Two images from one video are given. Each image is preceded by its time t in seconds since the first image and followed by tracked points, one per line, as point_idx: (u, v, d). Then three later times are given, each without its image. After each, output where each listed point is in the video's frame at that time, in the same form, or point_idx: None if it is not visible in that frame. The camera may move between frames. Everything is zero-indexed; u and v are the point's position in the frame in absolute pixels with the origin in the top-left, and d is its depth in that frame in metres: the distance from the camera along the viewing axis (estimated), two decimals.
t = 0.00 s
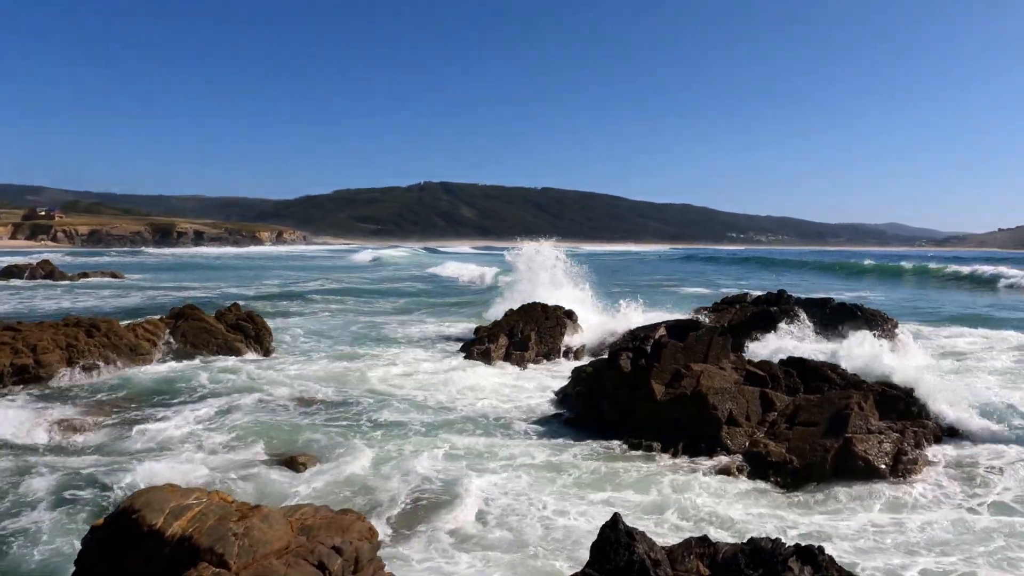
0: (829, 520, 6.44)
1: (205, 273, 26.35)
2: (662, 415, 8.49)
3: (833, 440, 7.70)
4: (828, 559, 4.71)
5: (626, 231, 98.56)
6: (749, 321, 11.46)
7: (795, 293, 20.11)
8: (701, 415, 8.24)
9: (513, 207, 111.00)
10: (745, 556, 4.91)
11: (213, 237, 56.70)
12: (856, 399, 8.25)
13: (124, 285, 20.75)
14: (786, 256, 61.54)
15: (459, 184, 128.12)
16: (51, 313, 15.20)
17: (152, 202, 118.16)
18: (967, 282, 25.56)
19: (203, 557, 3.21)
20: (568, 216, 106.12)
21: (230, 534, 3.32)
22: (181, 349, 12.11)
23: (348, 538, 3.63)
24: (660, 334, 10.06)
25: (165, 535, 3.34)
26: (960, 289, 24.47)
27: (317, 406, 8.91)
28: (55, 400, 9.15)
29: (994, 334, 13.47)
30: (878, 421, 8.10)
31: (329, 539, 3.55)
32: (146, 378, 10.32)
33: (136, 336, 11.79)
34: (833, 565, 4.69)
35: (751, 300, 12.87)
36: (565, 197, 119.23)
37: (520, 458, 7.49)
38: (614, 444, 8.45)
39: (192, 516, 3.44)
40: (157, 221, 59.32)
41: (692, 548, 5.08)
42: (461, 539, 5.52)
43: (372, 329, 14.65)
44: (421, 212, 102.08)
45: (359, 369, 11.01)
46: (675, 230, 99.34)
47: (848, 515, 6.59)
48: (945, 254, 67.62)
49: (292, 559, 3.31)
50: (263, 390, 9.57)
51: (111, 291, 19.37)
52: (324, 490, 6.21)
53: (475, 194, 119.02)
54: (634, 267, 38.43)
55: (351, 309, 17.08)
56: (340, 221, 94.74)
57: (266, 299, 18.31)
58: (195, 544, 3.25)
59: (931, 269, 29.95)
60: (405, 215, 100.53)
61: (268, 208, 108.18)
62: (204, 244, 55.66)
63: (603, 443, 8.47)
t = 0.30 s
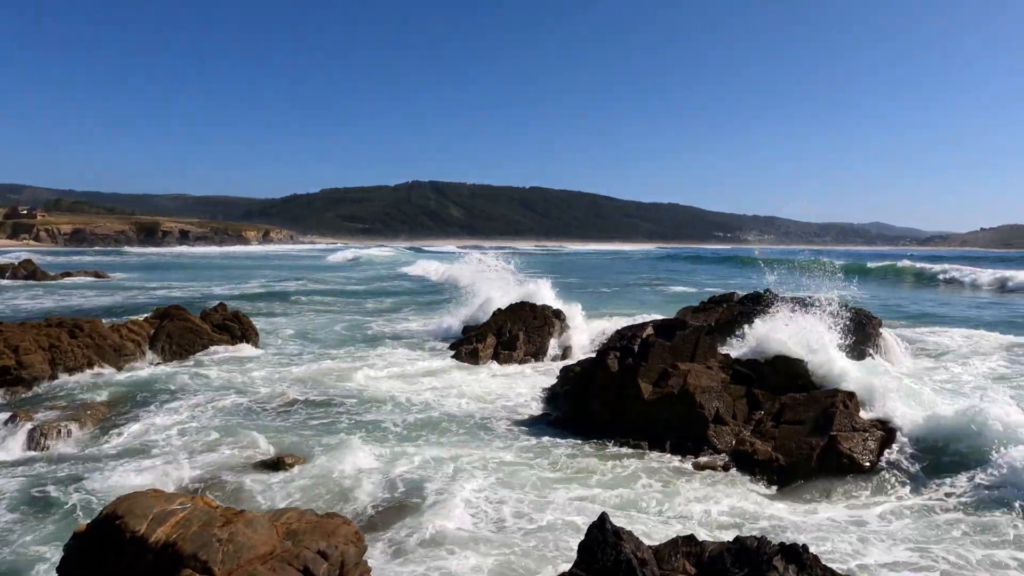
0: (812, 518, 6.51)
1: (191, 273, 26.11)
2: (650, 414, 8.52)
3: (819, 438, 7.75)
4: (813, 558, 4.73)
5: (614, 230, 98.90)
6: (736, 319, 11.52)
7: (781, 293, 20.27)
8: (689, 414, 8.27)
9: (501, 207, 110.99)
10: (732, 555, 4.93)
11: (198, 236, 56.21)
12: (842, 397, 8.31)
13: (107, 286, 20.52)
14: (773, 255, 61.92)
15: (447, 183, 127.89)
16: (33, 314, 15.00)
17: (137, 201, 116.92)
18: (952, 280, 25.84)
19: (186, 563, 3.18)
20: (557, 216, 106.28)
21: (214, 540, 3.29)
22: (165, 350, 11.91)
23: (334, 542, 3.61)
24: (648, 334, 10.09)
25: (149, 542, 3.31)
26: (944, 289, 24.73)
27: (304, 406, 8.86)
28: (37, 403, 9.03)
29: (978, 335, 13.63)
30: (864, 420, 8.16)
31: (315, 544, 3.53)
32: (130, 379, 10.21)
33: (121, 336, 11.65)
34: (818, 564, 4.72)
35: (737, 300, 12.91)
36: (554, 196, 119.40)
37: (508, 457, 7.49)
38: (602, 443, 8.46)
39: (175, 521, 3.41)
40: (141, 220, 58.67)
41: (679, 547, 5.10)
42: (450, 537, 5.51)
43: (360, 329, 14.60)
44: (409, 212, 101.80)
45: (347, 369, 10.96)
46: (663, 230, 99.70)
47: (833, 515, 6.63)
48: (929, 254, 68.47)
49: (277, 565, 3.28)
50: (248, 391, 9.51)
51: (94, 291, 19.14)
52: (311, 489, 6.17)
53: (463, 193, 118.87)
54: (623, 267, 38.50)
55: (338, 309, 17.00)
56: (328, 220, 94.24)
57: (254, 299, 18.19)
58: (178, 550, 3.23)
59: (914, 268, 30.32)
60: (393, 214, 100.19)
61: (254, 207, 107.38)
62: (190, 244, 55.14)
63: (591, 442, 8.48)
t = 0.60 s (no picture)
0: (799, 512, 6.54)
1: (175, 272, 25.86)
2: (637, 414, 8.60)
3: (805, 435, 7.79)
4: (796, 554, 4.77)
5: (601, 228, 99.24)
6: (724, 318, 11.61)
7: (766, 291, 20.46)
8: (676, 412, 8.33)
9: (489, 206, 110.99)
10: (717, 552, 4.97)
11: (183, 235, 55.69)
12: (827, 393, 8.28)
13: (90, 285, 20.26)
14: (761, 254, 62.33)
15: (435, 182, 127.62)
16: (14, 314, 14.79)
17: (121, 199, 115.56)
18: (936, 277, 26.14)
19: (170, 568, 3.16)
20: (545, 215, 106.45)
21: (198, 545, 3.28)
22: (149, 348, 11.78)
23: (319, 545, 3.59)
24: (634, 330, 10.11)
25: (131, 547, 3.29)
26: (929, 287, 25.01)
27: (290, 406, 8.82)
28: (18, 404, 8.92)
29: (961, 334, 13.81)
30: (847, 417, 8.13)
31: (300, 547, 3.52)
32: (113, 380, 10.11)
33: (104, 336, 11.53)
34: (802, 561, 4.75)
35: (723, 298, 12.94)
36: (542, 195, 119.53)
37: (497, 457, 7.49)
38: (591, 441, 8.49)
39: (158, 526, 3.39)
40: (125, 219, 58.01)
41: (665, 546, 5.14)
42: (437, 536, 5.51)
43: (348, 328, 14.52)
44: (397, 211, 101.54)
45: (335, 369, 10.91)
46: (652, 229, 100.04)
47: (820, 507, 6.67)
48: (914, 252, 69.18)
49: (261, 569, 3.27)
50: (234, 391, 9.44)
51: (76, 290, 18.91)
52: (298, 490, 6.15)
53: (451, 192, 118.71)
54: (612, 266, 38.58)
55: (324, 308, 16.92)
56: (315, 219, 93.72)
57: (241, 298, 18.04)
58: (161, 554, 3.21)
59: (896, 267, 30.73)
60: (380, 212, 99.84)
61: (240, 206, 106.53)
62: (174, 243, 54.62)
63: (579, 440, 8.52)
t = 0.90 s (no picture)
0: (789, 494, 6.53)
1: (160, 272, 25.63)
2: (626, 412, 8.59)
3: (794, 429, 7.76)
4: (780, 551, 4.79)
5: (590, 227, 99.54)
6: (712, 316, 11.67)
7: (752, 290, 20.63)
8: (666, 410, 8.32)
9: (478, 205, 110.94)
10: (703, 549, 4.97)
11: (169, 233, 55.21)
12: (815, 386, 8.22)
13: (74, 284, 20.04)
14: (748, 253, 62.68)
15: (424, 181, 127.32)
16: None
17: (105, 198, 114.31)
18: (921, 274, 26.39)
19: (150, 571, 3.13)
20: (534, 214, 106.55)
21: (179, 548, 3.25)
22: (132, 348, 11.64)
23: (302, 546, 3.57)
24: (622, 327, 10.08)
25: (111, 551, 3.25)
26: (913, 285, 25.25)
27: (276, 406, 8.76)
28: None
29: (943, 333, 13.99)
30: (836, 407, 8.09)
31: (283, 549, 3.49)
32: (97, 383, 10.01)
33: (88, 336, 11.40)
34: (786, 558, 4.77)
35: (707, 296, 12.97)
36: (531, 193, 119.67)
37: (487, 456, 7.48)
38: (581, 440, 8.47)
39: (139, 528, 3.36)
40: (109, 217, 57.37)
41: (651, 544, 5.16)
42: (424, 535, 5.48)
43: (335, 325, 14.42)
44: (385, 209, 101.23)
45: (323, 370, 10.84)
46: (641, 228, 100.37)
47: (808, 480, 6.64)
48: (901, 250, 69.86)
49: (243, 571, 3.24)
50: (220, 392, 9.36)
51: (59, 290, 18.70)
52: (286, 489, 6.11)
53: (439, 190, 118.54)
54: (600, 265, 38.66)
55: (312, 308, 16.84)
56: (303, 218, 93.19)
57: (227, 298, 17.91)
58: (142, 557, 3.17)
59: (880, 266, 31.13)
60: (369, 211, 99.50)
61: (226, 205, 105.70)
62: (160, 242, 54.14)
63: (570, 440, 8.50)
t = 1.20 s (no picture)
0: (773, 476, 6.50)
1: (143, 271, 25.35)
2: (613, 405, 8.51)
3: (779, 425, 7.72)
4: (763, 548, 4.81)
5: (577, 226, 99.82)
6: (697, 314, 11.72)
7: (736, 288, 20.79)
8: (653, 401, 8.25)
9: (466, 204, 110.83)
10: (687, 547, 4.96)
11: (152, 233, 54.66)
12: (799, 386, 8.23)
13: (55, 284, 19.77)
14: (736, 252, 62.86)
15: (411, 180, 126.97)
16: None
17: (88, 196, 112.91)
18: (906, 271, 26.59)
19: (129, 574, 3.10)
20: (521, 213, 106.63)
21: (159, 552, 3.22)
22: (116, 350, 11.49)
23: (285, 548, 3.54)
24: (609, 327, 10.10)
25: (90, 555, 3.22)
26: (899, 283, 25.43)
27: (261, 407, 8.70)
28: None
29: (923, 331, 14.19)
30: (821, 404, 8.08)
31: (265, 551, 3.47)
32: (80, 386, 9.89)
33: (70, 336, 11.24)
34: (769, 555, 4.79)
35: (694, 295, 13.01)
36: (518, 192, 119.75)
37: (475, 452, 7.45)
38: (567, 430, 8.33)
39: (118, 532, 3.32)
40: (91, 216, 56.70)
41: (637, 542, 5.19)
42: (410, 535, 5.45)
43: (322, 324, 14.33)
44: (372, 208, 100.85)
45: (309, 371, 10.76)
46: (629, 227, 100.58)
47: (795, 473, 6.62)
48: (887, 249, 70.33)
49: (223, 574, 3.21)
50: (204, 394, 9.28)
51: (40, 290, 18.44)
52: (271, 490, 6.06)
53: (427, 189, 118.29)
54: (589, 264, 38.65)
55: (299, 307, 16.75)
56: (289, 217, 92.59)
57: (212, 298, 17.76)
58: (121, 561, 3.15)
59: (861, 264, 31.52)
60: (356, 210, 99.11)
61: (212, 203, 104.77)
62: (144, 241, 53.60)
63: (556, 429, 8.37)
